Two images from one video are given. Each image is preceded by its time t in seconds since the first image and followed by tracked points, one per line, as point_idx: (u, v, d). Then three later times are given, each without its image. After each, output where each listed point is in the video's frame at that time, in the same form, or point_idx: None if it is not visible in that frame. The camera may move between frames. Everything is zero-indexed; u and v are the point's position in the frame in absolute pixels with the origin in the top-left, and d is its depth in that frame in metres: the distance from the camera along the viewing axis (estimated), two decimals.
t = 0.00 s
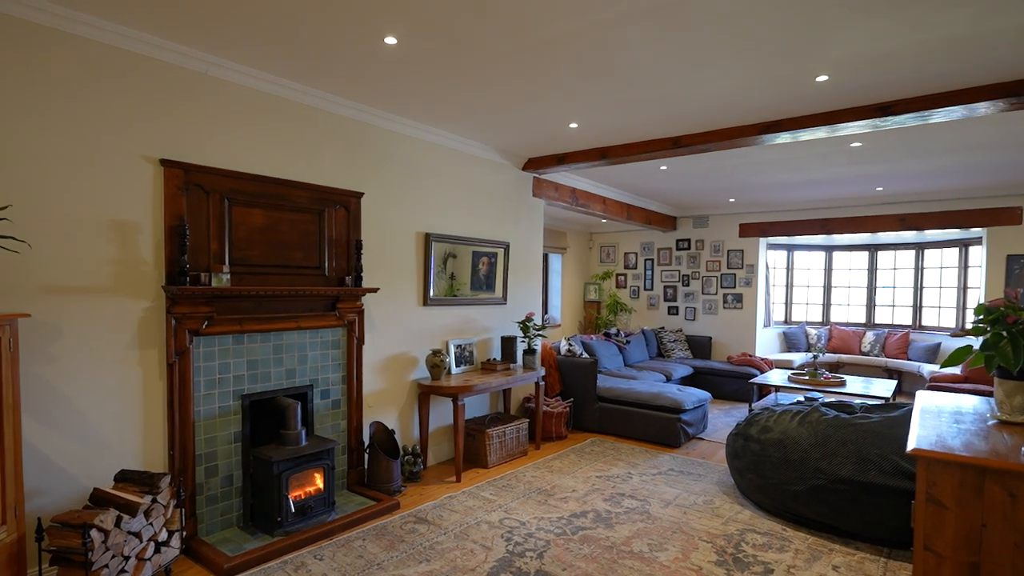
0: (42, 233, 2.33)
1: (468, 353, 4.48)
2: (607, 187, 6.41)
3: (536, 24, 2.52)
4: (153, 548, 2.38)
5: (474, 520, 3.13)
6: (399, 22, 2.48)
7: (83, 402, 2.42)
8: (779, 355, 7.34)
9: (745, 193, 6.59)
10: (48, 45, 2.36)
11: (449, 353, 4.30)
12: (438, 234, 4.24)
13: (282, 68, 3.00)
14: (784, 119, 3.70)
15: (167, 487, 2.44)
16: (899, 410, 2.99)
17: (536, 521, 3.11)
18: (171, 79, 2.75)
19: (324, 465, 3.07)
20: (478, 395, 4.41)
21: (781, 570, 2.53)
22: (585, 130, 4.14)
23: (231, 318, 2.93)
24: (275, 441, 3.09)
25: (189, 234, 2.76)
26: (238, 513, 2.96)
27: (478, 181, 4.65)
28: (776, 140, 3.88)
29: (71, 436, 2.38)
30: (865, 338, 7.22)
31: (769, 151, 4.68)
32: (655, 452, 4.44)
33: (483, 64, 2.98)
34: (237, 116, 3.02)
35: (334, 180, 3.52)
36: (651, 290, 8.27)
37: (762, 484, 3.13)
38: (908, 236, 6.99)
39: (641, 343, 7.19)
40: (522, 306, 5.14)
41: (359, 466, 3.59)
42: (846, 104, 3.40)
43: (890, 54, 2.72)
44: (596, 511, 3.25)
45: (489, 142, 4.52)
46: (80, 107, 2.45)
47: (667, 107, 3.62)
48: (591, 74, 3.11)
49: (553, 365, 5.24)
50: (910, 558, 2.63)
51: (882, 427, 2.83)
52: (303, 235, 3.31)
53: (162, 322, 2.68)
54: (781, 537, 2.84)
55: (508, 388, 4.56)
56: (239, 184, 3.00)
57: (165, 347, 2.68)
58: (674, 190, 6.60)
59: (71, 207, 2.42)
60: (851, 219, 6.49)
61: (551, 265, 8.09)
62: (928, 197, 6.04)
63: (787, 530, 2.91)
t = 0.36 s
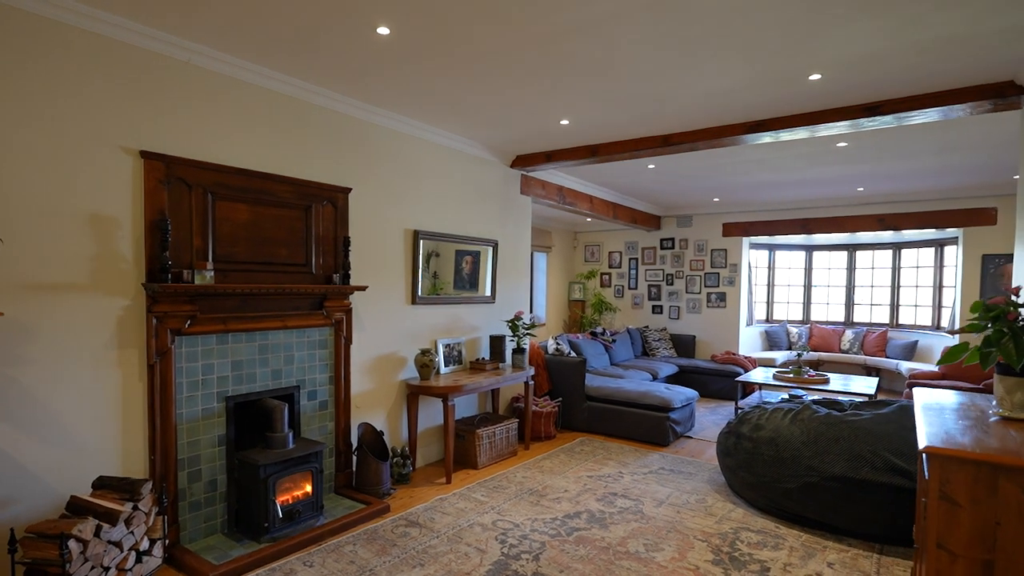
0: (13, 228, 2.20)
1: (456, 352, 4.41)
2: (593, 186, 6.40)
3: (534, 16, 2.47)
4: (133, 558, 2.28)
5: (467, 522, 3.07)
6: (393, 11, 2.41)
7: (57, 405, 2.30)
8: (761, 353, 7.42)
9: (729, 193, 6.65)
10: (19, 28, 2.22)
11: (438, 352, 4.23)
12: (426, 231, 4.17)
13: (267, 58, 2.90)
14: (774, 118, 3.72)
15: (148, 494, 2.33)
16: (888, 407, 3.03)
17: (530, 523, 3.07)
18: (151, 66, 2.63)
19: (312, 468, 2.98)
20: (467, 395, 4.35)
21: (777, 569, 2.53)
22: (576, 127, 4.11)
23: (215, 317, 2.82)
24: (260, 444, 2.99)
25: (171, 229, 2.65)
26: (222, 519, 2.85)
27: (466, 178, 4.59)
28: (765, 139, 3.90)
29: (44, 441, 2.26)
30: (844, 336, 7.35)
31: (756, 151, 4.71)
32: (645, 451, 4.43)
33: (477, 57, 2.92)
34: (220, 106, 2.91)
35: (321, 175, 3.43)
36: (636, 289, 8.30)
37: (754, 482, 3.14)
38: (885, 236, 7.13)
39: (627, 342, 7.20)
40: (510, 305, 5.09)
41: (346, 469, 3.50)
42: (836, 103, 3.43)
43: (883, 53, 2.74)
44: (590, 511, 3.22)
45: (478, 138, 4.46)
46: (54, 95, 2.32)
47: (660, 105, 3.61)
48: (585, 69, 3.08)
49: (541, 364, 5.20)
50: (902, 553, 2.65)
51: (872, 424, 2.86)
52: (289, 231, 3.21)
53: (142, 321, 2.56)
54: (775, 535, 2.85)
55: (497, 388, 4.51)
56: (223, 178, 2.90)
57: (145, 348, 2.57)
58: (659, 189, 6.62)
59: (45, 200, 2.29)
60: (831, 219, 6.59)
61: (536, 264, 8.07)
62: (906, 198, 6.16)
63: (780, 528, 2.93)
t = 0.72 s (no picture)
0: None
1: (448, 353, 4.35)
2: (583, 185, 6.38)
3: (534, 10, 2.43)
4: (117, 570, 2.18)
5: (463, 525, 3.02)
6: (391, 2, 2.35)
7: (34, 410, 2.18)
8: (748, 352, 7.49)
9: (716, 193, 6.69)
10: None
11: (429, 353, 4.16)
12: (418, 230, 4.10)
13: (257, 49, 2.81)
14: (767, 117, 3.73)
15: (133, 502, 2.24)
16: (882, 405, 3.05)
17: (527, 525, 3.03)
18: (134, 56, 2.52)
19: (303, 473, 2.89)
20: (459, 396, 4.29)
21: (777, 568, 2.53)
22: (569, 125, 4.08)
23: (202, 318, 2.72)
24: (249, 448, 2.90)
25: (156, 226, 2.55)
26: (210, 526, 2.76)
27: (457, 176, 4.52)
28: (758, 138, 3.91)
29: (20, 447, 2.15)
30: (828, 335, 7.45)
31: (746, 151, 4.73)
32: (638, 451, 4.42)
33: (474, 52, 2.87)
34: (207, 99, 2.81)
35: (311, 171, 3.34)
36: (623, 288, 8.31)
37: (750, 481, 3.14)
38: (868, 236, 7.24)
39: (615, 341, 7.20)
40: (501, 304, 5.04)
41: (337, 473, 3.42)
42: (829, 103, 3.45)
43: (880, 53, 2.76)
44: (586, 513, 3.19)
45: (470, 136, 4.41)
46: (31, 84, 2.21)
47: (655, 103, 3.60)
48: (583, 66, 3.05)
49: (531, 364, 5.15)
50: (898, 550, 2.67)
51: (867, 422, 2.87)
52: (278, 228, 3.12)
53: (125, 322, 2.46)
54: (773, 534, 2.85)
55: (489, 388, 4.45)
56: (210, 173, 2.80)
57: (129, 350, 2.47)
58: (648, 188, 6.63)
59: (21, 194, 2.18)
60: (817, 219, 6.67)
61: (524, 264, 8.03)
62: (889, 198, 6.26)
63: (777, 527, 2.93)
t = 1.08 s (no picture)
0: None
1: (437, 352, 4.29)
2: (570, 183, 6.37)
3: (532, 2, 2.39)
4: None
5: (456, 527, 2.98)
6: None
7: (9, 412, 2.08)
8: (732, 350, 7.57)
9: (702, 192, 6.74)
10: None
11: (418, 352, 4.10)
12: (407, 227, 4.03)
13: (243, 39, 2.72)
14: (757, 116, 3.75)
15: (115, 508, 2.15)
16: (871, 401, 3.08)
17: (521, 526, 2.99)
18: (115, 44, 2.43)
19: (292, 475, 2.82)
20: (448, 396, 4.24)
21: (773, 565, 2.53)
22: (560, 122, 4.05)
23: (186, 316, 2.63)
24: (235, 451, 2.81)
25: (138, 220, 2.45)
26: (195, 532, 2.67)
27: (446, 173, 4.47)
28: (748, 136, 3.93)
29: None
30: (810, 333, 7.57)
31: (734, 150, 4.77)
32: (628, 450, 4.42)
33: (468, 45, 2.82)
34: (191, 90, 2.72)
35: (298, 166, 3.26)
36: (609, 287, 8.33)
37: (743, 478, 3.15)
38: (848, 235, 7.37)
39: (602, 340, 7.20)
40: (490, 303, 4.99)
41: (326, 475, 3.35)
42: (819, 102, 3.48)
43: (871, 51, 2.79)
44: (580, 512, 3.16)
45: (460, 132, 4.35)
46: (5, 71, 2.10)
47: (647, 100, 3.59)
48: (577, 61, 3.02)
49: (520, 363, 5.12)
50: (889, 545, 2.71)
51: (857, 418, 2.90)
52: (265, 225, 3.03)
53: (105, 321, 2.36)
54: (766, 531, 2.86)
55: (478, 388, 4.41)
56: (194, 167, 2.70)
57: (110, 350, 2.37)
58: (635, 187, 6.65)
59: None
60: (800, 218, 6.76)
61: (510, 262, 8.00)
62: (870, 198, 6.37)
63: (771, 524, 2.94)
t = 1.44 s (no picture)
0: None
1: (432, 353, 4.24)
2: (563, 183, 6.35)
3: None
4: None
5: (456, 531, 2.94)
6: None
7: None
8: (721, 350, 7.62)
9: (693, 193, 6.78)
10: None
11: (414, 353, 4.05)
12: (402, 227, 3.98)
13: (238, 33, 2.65)
14: (754, 117, 3.77)
15: (107, 517, 2.08)
16: (868, 401, 3.11)
17: (521, 529, 2.96)
18: (102, 35, 2.34)
19: (288, 480, 2.76)
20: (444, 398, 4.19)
21: (775, 566, 2.53)
22: (557, 121, 4.03)
23: (180, 318, 2.56)
24: (229, 456, 2.74)
25: (130, 219, 2.37)
26: (188, 540, 2.60)
27: (441, 172, 4.42)
28: (744, 137, 3.94)
29: None
30: (798, 333, 7.65)
31: (728, 151, 4.79)
32: (623, 450, 4.42)
33: (468, 42, 2.78)
34: (182, 84, 2.64)
35: (292, 163, 3.19)
36: (599, 288, 8.34)
37: (742, 479, 3.16)
38: (835, 236, 7.47)
39: (593, 341, 7.20)
40: (484, 303, 4.95)
41: (321, 479, 3.29)
42: (815, 103, 3.50)
43: (871, 53, 2.80)
44: (580, 514, 3.14)
45: (454, 131, 4.31)
46: None
47: (646, 100, 3.58)
48: (578, 60, 3.00)
49: (514, 364, 5.08)
50: (887, 544, 2.73)
51: (855, 418, 2.92)
52: (260, 224, 2.96)
53: (95, 323, 2.28)
54: (766, 531, 2.87)
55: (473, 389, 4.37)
56: (187, 164, 2.63)
57: (100, 353, 2.29)
58: (626, 188, 6.66)
59: None
60: (788, 219, 6.84)
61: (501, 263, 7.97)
62: (857, 199, 6.46)
63: (770, 524, 2.95)
